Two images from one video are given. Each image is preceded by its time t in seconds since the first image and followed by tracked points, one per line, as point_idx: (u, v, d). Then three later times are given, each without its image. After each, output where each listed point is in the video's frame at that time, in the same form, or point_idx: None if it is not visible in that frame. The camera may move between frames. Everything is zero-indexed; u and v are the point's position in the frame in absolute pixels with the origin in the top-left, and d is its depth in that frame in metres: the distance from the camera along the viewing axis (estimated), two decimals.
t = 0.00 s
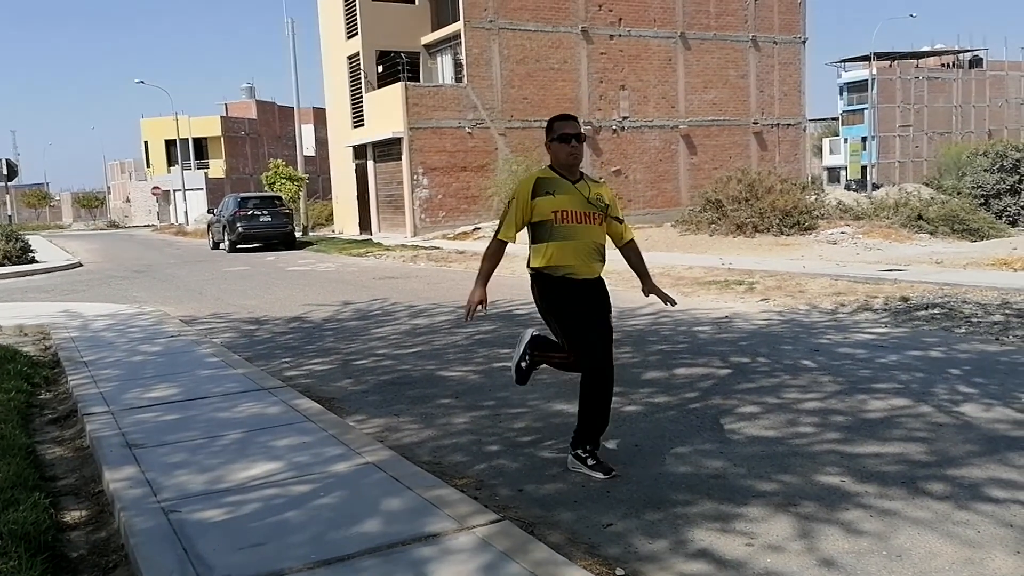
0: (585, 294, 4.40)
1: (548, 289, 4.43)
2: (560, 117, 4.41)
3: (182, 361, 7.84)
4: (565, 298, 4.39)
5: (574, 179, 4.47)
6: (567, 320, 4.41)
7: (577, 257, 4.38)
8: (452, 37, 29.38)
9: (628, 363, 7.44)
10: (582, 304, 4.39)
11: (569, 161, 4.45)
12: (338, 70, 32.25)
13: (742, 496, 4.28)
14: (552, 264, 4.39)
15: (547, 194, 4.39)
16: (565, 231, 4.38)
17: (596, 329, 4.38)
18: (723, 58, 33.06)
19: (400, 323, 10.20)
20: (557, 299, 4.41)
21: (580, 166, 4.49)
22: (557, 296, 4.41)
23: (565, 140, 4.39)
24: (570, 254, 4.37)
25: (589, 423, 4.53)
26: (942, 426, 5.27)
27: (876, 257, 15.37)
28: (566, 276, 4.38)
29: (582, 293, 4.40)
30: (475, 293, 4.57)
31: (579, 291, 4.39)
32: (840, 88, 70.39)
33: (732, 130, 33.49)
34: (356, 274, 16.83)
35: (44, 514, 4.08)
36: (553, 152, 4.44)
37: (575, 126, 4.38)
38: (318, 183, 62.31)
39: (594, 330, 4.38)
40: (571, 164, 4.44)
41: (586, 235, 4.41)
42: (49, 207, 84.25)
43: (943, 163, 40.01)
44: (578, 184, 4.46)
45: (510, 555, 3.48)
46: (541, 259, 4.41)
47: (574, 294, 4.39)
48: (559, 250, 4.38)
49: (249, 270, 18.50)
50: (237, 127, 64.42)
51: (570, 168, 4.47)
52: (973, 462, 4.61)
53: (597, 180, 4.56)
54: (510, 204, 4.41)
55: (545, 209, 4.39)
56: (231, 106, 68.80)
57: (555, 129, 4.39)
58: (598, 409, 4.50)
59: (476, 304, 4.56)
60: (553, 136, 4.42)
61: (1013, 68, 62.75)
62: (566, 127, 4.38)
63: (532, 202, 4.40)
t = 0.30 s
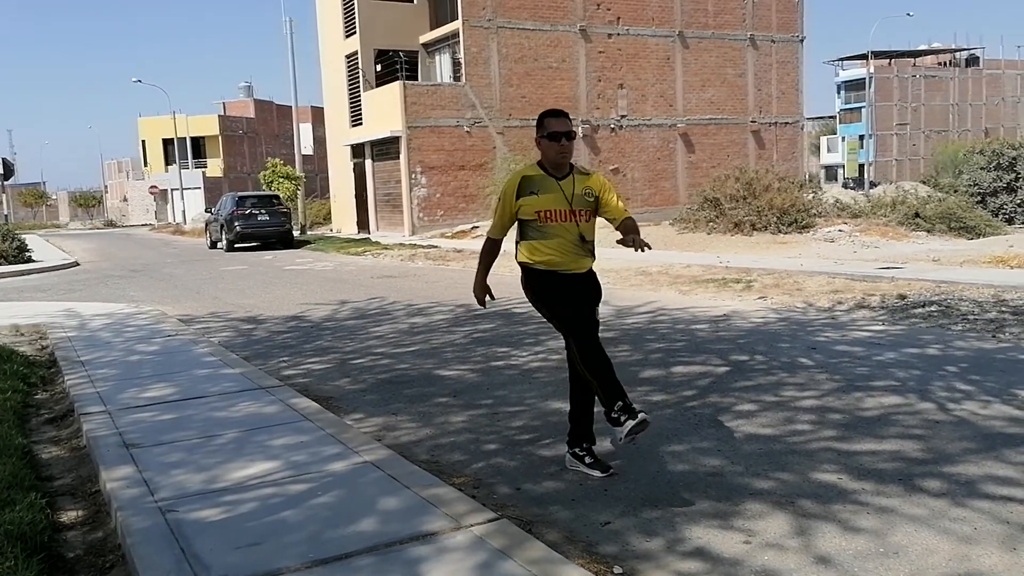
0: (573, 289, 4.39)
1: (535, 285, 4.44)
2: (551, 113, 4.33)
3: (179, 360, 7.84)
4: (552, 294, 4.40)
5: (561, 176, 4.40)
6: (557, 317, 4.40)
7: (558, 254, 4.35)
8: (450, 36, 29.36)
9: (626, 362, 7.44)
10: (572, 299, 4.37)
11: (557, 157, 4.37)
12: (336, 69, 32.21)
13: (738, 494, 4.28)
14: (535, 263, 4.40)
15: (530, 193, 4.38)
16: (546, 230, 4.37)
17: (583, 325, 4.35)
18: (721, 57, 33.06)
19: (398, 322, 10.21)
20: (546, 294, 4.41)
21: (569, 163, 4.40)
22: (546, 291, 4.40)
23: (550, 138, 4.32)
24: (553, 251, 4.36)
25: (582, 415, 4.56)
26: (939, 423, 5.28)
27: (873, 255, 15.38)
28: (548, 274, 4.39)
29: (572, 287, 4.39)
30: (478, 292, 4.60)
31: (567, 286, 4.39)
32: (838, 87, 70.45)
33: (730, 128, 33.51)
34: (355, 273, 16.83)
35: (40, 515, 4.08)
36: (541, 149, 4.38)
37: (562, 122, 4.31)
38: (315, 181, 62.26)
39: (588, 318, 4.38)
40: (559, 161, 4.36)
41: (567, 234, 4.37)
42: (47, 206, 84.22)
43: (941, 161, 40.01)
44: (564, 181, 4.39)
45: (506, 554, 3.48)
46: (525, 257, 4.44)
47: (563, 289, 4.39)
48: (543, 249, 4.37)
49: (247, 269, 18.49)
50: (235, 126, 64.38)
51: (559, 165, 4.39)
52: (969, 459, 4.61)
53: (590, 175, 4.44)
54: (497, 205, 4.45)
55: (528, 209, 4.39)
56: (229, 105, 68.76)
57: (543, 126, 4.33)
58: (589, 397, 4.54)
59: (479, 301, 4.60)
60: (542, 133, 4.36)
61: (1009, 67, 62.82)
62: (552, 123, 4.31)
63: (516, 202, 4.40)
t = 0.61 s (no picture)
0: (558, 295, 4.36)
1: (521, 296, 4.36)
2: (527, 114, 4.34)
3: (179, 361, 7.84)
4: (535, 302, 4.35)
5: (544, 179, 4.40)
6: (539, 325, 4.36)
7: (551, 258, 4.33)
8: (450, 37, 29.37)
9: (626, 363, 7.44)
10: (559, 307, 4.37)
11: (539, 158, 4.36)
12: (336, 70, 32.22)
13: (738, 496, 4.28)
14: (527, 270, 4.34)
15: (519, 198, 4.33)
16: (538, 235, 4.33)
17: (574, 328, 4.43)
18: (721, 58, 33.08)
19: (398, 323, 10.21)
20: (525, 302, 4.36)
21: (550, 164, 4.41)
22: (527, 299, 4.35)
23: (535, 139, 4.31)
24: (545, 258, 4.33)
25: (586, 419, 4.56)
26: (939, 425, 5.28)
27: (874, 256, 15.38)
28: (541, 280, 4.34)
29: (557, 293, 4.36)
30: (487, 300, 4.30)
31: (553, 295, 4.35)
32: (838, 89, 70.48)
33: (730, 130, 33.52)
34: (355, 274, 16.82)
35: (40, 515, 4.07)
36: (523, 150, 4.36)
37: (542, 123, 4.32)
38: (316, 182, 62.30)
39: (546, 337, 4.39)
40: (542, 162, 4.37)
41: (558, 237, 4.36)
42: (47, 206, 84.22)
43: (941, 162, 40.02)
44: (548, 184, 4.39)
45: (506, 555, 3.48)
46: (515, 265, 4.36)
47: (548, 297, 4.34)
48: (538, 255, 4.32)
49: (247, 270, 18.48)
50: (235, 126, 64.40)
51: (540, 166, 4.39)
52: (970, 461, 4.61)
53: (568, 177, 4.49)
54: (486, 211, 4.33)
55: (517, 213, 4.33)
56: (229, 105, 68.75)
57: (523, 126, 4.32)
58: (528, 417, 4.46)
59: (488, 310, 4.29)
60: (520, 134, 4.35)
61: (1009, 68, 62.87)
62: (534, 124, 4.32)
63: (504, 207, 4.32)
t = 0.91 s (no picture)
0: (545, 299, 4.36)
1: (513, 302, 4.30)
2: (517, 118, 4.32)
3: (178, 361, 7.84)
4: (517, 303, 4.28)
5: (531, 184, 4.36)
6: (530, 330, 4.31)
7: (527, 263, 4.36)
8: (449, 37, 29.37)
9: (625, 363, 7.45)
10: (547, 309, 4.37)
11: (527, 164, 4.33)
12: (335, 70, 32.23)
13: (738, 496, 4.28)
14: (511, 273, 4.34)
15: (508, 203, 4.27)
16: (520, 241, 4.32)
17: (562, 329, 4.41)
18: (720, 58, 33.08)
19: (398, 323, 10.19)
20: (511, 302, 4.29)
21: (537, 170, 4.38)
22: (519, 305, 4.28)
23: (525, 145, 4.29)
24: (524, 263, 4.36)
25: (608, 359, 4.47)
26: (937, 426, 5.28)
27: (873, 257, 15.36)
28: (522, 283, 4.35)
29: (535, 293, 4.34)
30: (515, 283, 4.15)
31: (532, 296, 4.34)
32: (837, 89, 70.52)
33: (729, 130, 33.53)
34: (354, 274, 16.82)
35: (38, 516, 4.07)
36: (512, 155, 4.31)
37: (532, 128, 4.30)
38: (315, 182, 62.25)
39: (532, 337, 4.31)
40: (530, 167, 4.33)
41: (538, 244, 4.37)
42: (46, 206, 84.15)
43: (940, 162, 40.01)
44: (534, 190, 4.36)
45: (505, 555, 3.48)
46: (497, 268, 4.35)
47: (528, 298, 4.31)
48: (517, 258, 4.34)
49: (246, 270, 18.48)
50: (234, 126, 64.40)
51: (527, 172, 4.36)
52: (968, 461, 4.61)
53: (552, 182, 4.47)
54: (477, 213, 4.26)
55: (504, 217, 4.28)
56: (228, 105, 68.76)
57: (512, 131, 4.29)
58: (524, 415, 4.37)
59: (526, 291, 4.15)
60: (510, 138, 4.32)
61: (1008, 69, 62.88)
62: (524, 129, 4.29)
63: (496, 210, 4.26)
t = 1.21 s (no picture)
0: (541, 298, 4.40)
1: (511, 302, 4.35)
2: (517, 113, 4.35)
3: (177, 361, 7.83)
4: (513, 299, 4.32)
5: (533, 178, 4.39)
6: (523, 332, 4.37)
7: (532, 258, 4.36)
8: (449, 37, 29.38)
9: (624, 363, 7.44)
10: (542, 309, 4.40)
11: (529, 156, 4.35)
12: (335, 70, 32.23)
13: (737, 496, 4.28)
14: (513, 267, 4.35)
15: (508, 195, 4.30)
16: (523, 234, 4.33)
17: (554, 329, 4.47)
18: (720, 59, 33.08)
19: (398, 323, 10.20)
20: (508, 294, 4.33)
21: (538, 163, 4.41)
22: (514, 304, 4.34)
23: (525, 137, 4.31)
24: (531, 257, 4.36)
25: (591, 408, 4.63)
26: (936, 425, 5.29)
27: (873, 257, 15.36)
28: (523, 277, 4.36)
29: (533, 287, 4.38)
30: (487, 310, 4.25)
31: (529, 292, 4.37)
32: (836, 90, 70.55)
33: (728, 130, 33.53)
34: (354, 274, 16.81)
35: (37, 516, 4.07)
36: (514, 148, 4.34)
37: (532, 121, 4.33)
38: (315, 182, 62.25)
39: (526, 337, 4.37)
40: (532, 162, 4.37)
41: (543, 237, 4.38)
42: (45, 207, 84.06)
43: (939, 163, 40.04)
44: (535, 183, 4.39)
45: (505, 555, 3.49)
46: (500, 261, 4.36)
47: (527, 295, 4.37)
48: (521, 253, 4.34)
49: (246, 270, 18.47)
50: (234, 126, 64.40)
51: (529, 166, 4.39)
52: (968, 461, 4.62)
53: (554, 175, 4.50)
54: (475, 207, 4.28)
55: (504, 211, 4.31)
56: (228, 105, 68.76)
57: (514, 124, 4.32)
58: (522, 416, 4.43)
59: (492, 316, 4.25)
60: (511, 132, 4.34)
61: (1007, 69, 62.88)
62: (525, 123, 4.32)
63: (494, 203, 4.29)
